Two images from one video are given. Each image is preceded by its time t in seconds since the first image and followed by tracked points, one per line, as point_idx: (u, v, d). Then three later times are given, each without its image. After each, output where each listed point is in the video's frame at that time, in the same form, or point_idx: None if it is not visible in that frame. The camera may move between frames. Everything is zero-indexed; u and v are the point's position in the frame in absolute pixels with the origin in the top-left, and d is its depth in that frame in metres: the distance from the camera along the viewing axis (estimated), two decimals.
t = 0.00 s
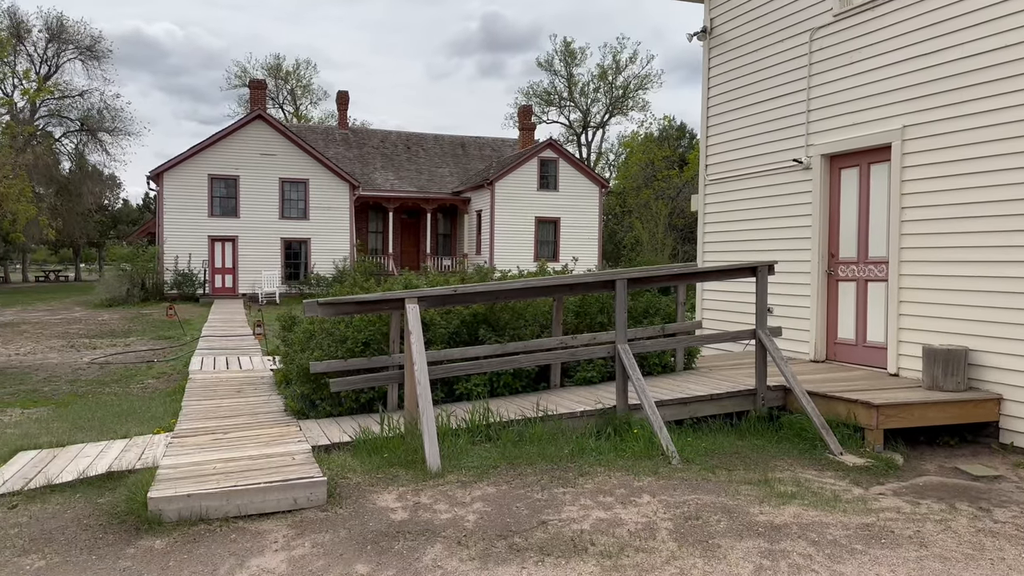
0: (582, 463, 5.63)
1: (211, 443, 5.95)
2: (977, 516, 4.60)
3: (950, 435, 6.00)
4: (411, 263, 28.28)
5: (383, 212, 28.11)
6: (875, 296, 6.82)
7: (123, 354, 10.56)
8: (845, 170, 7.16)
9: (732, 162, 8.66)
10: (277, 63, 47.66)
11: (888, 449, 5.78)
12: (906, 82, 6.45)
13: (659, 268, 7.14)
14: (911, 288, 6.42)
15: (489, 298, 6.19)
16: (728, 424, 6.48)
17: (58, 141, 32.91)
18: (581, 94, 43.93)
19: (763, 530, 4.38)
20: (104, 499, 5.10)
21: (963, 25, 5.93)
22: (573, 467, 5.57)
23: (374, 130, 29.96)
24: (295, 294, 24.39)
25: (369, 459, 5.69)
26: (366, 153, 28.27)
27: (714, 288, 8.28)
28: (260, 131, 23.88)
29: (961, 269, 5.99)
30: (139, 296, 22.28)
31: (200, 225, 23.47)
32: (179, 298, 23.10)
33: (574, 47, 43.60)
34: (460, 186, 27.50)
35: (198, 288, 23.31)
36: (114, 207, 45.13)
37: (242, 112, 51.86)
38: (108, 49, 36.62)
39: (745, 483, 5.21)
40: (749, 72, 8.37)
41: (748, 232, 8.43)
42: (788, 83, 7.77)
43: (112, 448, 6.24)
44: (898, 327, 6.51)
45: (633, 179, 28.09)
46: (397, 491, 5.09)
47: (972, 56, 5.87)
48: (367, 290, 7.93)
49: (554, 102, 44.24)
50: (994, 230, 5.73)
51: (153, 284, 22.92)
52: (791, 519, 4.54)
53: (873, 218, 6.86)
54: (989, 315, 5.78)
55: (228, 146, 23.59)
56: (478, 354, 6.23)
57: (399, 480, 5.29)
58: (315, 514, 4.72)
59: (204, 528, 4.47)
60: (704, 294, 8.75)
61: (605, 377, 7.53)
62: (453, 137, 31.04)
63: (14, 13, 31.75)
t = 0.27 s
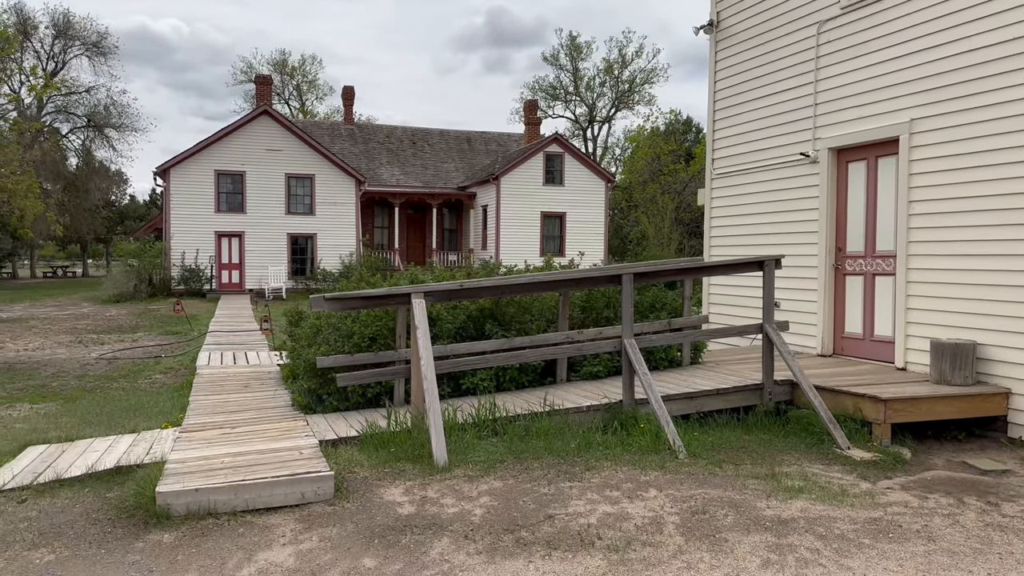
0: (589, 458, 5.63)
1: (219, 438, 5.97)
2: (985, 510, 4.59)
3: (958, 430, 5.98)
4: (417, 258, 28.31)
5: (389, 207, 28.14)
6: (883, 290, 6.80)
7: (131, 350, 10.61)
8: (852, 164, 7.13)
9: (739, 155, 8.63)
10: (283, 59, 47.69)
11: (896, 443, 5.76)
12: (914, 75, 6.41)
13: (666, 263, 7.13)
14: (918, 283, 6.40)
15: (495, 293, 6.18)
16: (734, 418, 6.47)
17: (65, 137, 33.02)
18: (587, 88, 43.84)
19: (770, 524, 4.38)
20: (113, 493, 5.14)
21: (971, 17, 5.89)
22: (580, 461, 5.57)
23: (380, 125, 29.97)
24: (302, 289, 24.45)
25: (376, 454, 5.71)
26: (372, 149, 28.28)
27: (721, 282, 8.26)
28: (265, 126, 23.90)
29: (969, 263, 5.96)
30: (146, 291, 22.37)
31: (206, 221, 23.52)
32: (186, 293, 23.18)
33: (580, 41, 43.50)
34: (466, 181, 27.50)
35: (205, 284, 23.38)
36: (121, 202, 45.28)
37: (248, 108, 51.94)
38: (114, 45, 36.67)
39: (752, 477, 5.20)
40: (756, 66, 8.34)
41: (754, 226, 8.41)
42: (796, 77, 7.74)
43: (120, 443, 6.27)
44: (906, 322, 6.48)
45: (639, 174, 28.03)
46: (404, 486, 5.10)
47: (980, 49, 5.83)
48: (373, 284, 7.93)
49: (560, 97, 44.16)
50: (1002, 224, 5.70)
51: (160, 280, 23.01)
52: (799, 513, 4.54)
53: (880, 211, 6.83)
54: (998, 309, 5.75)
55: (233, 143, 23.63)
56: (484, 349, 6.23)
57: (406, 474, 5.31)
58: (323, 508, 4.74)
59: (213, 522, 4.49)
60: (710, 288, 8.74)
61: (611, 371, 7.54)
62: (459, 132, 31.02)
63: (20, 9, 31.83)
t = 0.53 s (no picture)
0: (595, 453, 5.63)
1: (225, 433, 5.99)
2: (992, 505, 4.58)
3: (965, 425, 5.98)
4: (422, 254, 28.32)
5: (394, 203, 28.15)
6: (889, 285, 6.78)
7: (137, 346, 10.65)
8: (859, 158, 7.11)
9: (745, 151, 8.61)
10: (287, 55, 47.72)
11: (902, 438, 5.75)
12: (922, 69, 6.38)
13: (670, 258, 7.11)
14: (925, 278, 6.38)
15: (500, 290, 6.18)
16: (740, 414, 6.47)
17: (71, 134, 33.11)
18: (591, 83, 43.77)
19: (776, 519, 4.37)
20: (120, 488, 5.16)
21: (979, 11, 5.86)
22: (585, 456, 5.58)
23: (384, 121, 29.97)
24: (307, 285, 24.50)
25: (382, 450, 5.72)
26: (377, 145, 28.29)
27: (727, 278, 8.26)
28: (270, 123, 23.92)
29: (976, 258, 5.94)
30: (152, 288, 22.45)
31: (211, 218, 23.56)
32: (192, 290, 23.26)
33: (585, 36, 43.41)
34: (470, 177, 27.49)
35: (210, 280, 23.45)
36: (127, 199, 45.38)
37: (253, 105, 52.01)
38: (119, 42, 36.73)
39: (758, 473, 5.19)
40: (762, 60, 8.30)
41: (760, 221, 8.40)
42: (801, 72, 7.71)
43: (127, 438, 6.30)
44: (912, 318, 6.46)
45: (644, 169, 27.99)
46: (410, 481, 5.11)
47: (988, 44, 5.80)
48: (379, 280, 7.95)
49: (565, 92, 44.11)
50: (1009, 218, 5.68)
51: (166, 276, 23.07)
52: (804, 508, 4.53)
53: (886, 206, 6.82)
54: (1004, 304, 5.74)
55: (238, 140, 23.67)
56: (489, 344, 6.23)
57: (412, 470, 5.32)
58: (329, 504, 4.75)
59: (219, 518, 4.50)
60: (716, 284, 8.73)
61: (616, 367, 7.54)
62: (463, 128, 31.01)
63: (25, 7, 31.90)
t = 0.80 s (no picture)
0: (599, 449, 5.64)
1: (231, 430, 6.01)
2: (997, 501, 4.57)
3: (971, 420, 5.97)
4: (426, 251, 28.34)
5: (398, 200, 28.16)
6: (894, 281, 6.77)
7: (143, 343, 10.68)
8: (864, 154, 7.09)
9: (750, 146, 8.59)
10: (291, 52, 47.73)
11: (907, 434, 5.74)
12: (927, 64, 6.35)
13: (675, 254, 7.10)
14: (930, 273, 6.36)
15: (504, 286, 6.18)
16: (745, 410, 6.46)
17: (76, 132, 33.18)
18: (595, 79, 43.71)
19: (781, 515, 4.37)
20: (126, 484, 5.17)
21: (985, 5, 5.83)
22: (590, 452, 5.58)
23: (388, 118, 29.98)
24: (312, 282, 24.55)
25: (387, 446, 5.73)
26: (381, 142, 28.30)
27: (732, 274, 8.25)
28: (274, 120, 23.94)
29: (981, 253, 5.92)
30: (157, 285, 22.51)
31: (216, 215, 23.60)
32: (197, 287, 23.32)
33: (589, 32, 43.34)
34: (475, 174, 27.49)
35: (215, 278, 23.50)
36: (132, 197, 45.47)
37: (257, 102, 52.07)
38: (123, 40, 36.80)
39: (763, 469, 5.19)
40: (767, 55, 8.27)
41: (765, 216, 8.38)
42: (807, 67, 7.68)
43: (133, 435, 6.32)
44: (918, 313, 6.45)
45: (648, 165, 27.95)
46: (415, 477, 5.12)
47: (995, 38, 5.77)
48: (384, 277, 7.96)
49: (569, 88, 44.04)
50: (1015, 213, 5.66)
51: (171, 274, 23.13)
52: (810, 504, 4.53)
53: (891, 201, 6.80)
54: (1011, 300, 5.71)
55: (242, 137, 23.69)
56: (494, 341, 6.23)
57: (416, 466, 5.32)
58: (335, 500, 4.76)
59: (225, 514, 4.52)
60: (720, 280, 8.73)
61: (620, 363, 7.54)
62: (467, 124, 31.00)
63: (30, 5, 31.96)
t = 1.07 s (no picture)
0: (604, 446, 5.64)
1: (236, 427, 6.02)
2: (1003, 497, 4.56)
3: (976, 416, 5.96)
4: (430, 248, 28.35)
5: (402, 197, 28.17)
6: (899, 277, 6.75)
7: (148, 340, 10.71)
8: (869, 149, 7.07)
9: (754, 143, 8.58)
10: (295, 49, 47.74)
11: (913, 430, 5.73)
12: (932, 59, 6.33)
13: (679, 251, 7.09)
14: (935, 269, 6.34)
15: (508, 283, 6.18)
16: (750, 406, 6.46)
17: (80, 130, 33.25)
18: (599, 76, 43.64)
19: (786, 511, 4.37)
20: (132, 481, 5.19)
21: None
22: (595, 449, 5.58)
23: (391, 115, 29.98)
24: (316, 280, 24.58)
25: (392, 442, 5.74)
26: (384, 139, 28.30)
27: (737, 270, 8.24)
28: (278, 118, 23.95)
29: (987, 249, 5.91)
30: (162, 283, 22.57)
31: (220, 213, 23.64)
32: (202, 284, 23.36)
33: (592, 28, 43.26)
34: (478, 171, 27.48)
35: (220, 275, 23.54)
36: (137, 195, 45.58)
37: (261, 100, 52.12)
38: (127, 38, 36.87)
39: (768, 465, 5.19)
40: (771, 51, 8.26)
41: (769, 212, 8.37)
42: (811, 62, 7.67)
43: (138, 432, 6.35)
44: (923, 309, 6.43)
45: (652, 161, 27.91)
46: (420, 474, 5.13)
47: (1000, 32, 5.75)
48: (388, 274, 7.97)
49: (573, 85, 43.97)
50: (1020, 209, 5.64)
51: (176, 271, 23.18)
52: (815, 500, 4.53)
53: (896, 196, 6.78)
54: (1017, 295, 5.70)
55: (246, 135, 23.72)
56: (498, 337, 6.23)
57: (421, 463, 5.33)
58: (340, 496, 4.78)
59: (230, 511, 4.53)
60: (725, 276, 8.72)
61: (625, 359, 7.54)
62: (471, 121, 30.99)
63: (34, 3, 32.02)
